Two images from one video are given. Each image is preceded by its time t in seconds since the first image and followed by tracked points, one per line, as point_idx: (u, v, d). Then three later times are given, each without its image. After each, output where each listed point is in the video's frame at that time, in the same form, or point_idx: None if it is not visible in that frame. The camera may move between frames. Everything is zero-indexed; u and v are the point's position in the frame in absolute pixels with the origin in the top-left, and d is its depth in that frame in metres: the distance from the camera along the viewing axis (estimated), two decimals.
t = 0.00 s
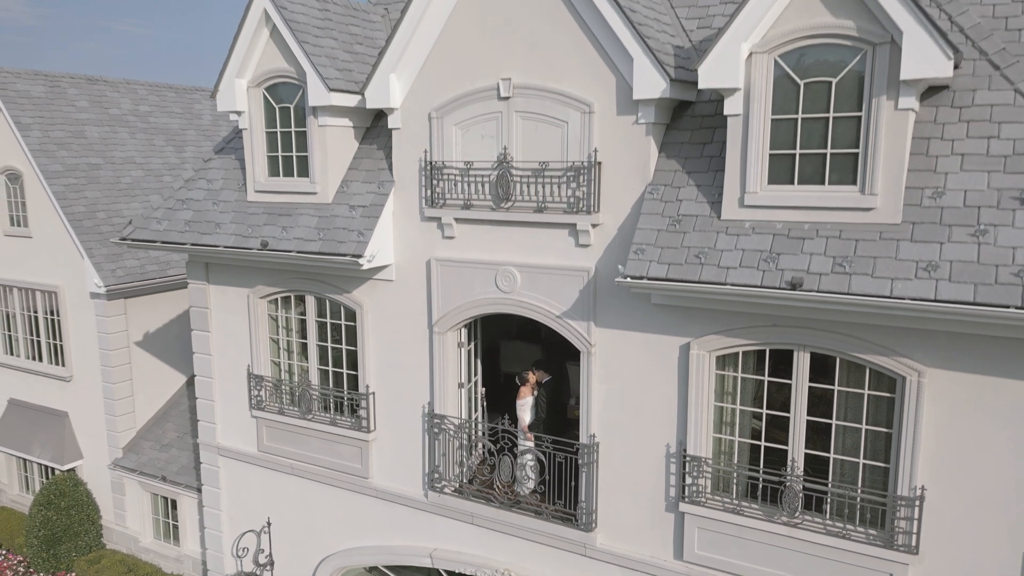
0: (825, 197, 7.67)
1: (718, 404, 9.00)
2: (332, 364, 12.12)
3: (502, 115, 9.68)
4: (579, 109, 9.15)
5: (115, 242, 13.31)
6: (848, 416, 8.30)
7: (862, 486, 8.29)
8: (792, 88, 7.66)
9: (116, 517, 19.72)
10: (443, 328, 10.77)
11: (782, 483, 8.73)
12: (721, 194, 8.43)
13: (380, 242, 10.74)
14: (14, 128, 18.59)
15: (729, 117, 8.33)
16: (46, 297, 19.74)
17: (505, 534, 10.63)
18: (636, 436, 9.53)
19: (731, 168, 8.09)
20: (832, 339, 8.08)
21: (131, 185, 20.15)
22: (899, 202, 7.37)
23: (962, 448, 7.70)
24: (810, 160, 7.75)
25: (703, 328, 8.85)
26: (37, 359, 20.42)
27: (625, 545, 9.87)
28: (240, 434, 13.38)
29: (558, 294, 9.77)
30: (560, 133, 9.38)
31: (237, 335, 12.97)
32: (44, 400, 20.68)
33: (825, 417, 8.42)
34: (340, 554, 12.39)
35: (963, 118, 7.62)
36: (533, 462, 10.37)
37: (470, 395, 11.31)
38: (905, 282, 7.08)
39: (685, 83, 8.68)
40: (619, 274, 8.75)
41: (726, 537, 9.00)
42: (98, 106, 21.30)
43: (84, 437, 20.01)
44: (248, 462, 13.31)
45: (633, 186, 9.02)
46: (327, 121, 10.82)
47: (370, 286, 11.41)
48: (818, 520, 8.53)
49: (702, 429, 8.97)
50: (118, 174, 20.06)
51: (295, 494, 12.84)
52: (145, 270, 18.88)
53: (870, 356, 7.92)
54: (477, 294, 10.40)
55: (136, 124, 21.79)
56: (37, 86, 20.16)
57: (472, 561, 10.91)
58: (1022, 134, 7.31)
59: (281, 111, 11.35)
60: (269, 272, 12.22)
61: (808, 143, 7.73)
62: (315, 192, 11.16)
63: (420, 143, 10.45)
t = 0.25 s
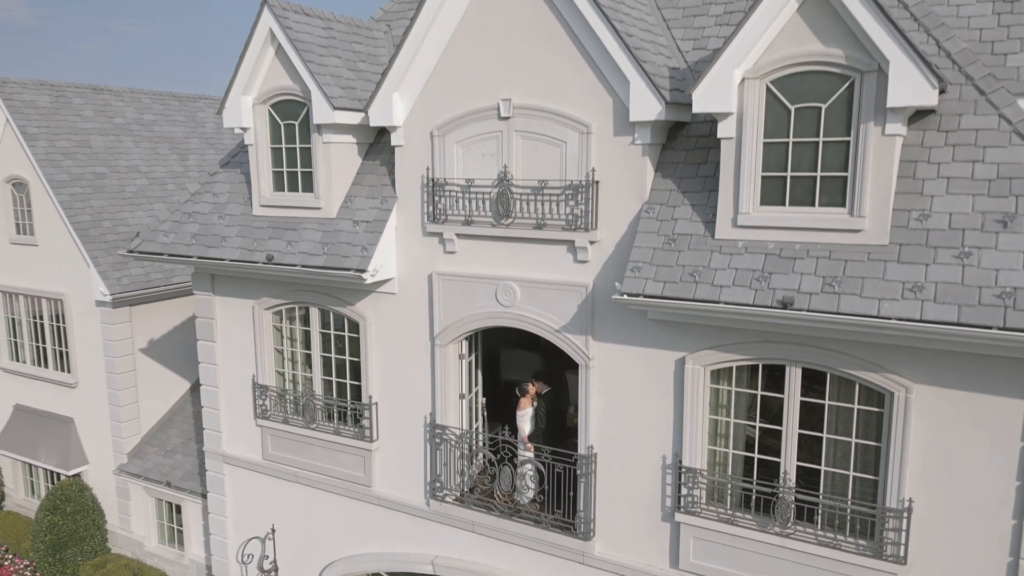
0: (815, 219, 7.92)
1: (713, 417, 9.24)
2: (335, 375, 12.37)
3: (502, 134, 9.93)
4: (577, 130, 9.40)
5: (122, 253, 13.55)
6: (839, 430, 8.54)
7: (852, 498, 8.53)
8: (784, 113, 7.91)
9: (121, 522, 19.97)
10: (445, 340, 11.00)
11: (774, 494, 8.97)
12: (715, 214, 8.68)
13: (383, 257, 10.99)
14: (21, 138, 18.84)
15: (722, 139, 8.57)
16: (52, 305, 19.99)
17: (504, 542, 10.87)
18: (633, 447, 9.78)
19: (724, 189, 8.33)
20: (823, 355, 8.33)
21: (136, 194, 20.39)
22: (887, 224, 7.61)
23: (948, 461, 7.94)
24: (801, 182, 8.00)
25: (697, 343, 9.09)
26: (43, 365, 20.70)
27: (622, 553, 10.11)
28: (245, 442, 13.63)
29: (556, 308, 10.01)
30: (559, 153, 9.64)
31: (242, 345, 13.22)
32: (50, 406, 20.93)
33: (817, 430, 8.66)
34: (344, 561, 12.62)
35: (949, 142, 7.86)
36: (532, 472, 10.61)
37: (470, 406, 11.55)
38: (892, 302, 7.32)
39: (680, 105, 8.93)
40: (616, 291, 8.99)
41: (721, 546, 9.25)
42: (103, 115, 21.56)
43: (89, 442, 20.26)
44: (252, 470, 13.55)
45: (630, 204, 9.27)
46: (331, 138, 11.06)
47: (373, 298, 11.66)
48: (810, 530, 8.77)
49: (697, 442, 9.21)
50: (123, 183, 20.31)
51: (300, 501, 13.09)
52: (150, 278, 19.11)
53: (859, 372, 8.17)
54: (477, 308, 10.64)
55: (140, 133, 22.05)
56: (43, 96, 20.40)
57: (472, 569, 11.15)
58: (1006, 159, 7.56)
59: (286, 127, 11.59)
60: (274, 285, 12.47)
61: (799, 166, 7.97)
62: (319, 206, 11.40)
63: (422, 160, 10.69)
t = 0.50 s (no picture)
0: (805, 238, 8.16)
1: (708, 430, 9.49)
2: (338, 385, 12.62)
3: (502, 152, 10.17)
4: (575, 149, 9.65)
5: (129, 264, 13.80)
6: (830, 442, 8.78)
7: (843, 509, 8.77)
8: (776, 136, 8.15)
9: (125, 527, 20.22)
10: (446, 352, 11.24)
11: (767, 504, 9.21)
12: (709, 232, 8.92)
13: (386, 270, 11.23)
14: (27, 148, 19.10)
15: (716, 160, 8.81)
16: (58, 312, 20.26)
17: (504, 549, 11.12)
18: (630, 458, 10.02)
19: (718, 209, 8.57)
20: (814, 370, 8.56)
21: (140, 202, 20.63)
22: (875, 245, 7.85)
23: (936, 474, 8.18)
24: (792, 203, 8.24)
25: (693, 357, 9.33)
26: (49, 371, 20.97)
27: (620, 561, 10.34)
28: (250, 450, 13.88)
29: (556, 322, 10.25)
30: (558, 171, 9.89)
31: (247, 355, 13.46)
32: (55, 411, 21.19)
33: (808, 443, 8.90)
34: (347, 568, 12.84)
35: (937, 164, 8.10)
36: (532, 481, 10.86)
37: (471, 416, 11.79)
38: (879, 321, 7.57)
39: (675, 126, 9.17)
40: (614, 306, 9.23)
41: (715, 555, 9.49)
42: (108, 124, 21.83)
43: (94, 447, 20.51)
44: (257, 477, 13.79)
45: (627, 222, 9.51)
46: (335, 154, 11.30)
47: (376, 310, 11.90)
48: (802, 540, 9.02)
49: (693, 453, 9.46)
50: (127, 192, 20.56)
51: (304, 509, 13.33)
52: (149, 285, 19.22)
53: (849, 387, 8.41)
54: (478, 321, 10.88)
55: (144, 142, 22.31)
56: (49, 106, 20.66)
57: None
58: (991, 181, 7.79)
59: (291, 143, 11.84)
60: (279, 296, 12.71)
61: (791, 187, 8.21)
62: (323, 221, 11.64)
63: (424, 176, 10.94)
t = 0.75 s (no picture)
0: (797, 256, 8.41)
1: (703, 440, 9.73)
2: (342, 393, 12.86)
3: (503, 168, 10.42)
4: (574, 166, 9.90)
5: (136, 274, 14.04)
6: (821, 453, 9.03)
7: (834, 518, 9.01)
8: (768, 157, 8.40)
9: (130, 530, 20.46)
10: (447, 362, 11.48)
11: (761, 513, 9.45)
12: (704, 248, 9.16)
13: (389, 282, 11.47)
14: (33, 156, 19.35)
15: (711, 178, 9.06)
16: (63, 318, 20.50)
17: (505, 555, 11.36)
18: (628, 467, 10.26)
19: (713, 227, 8.82)
20: (806, 384, 8.81)
21: (145, 209, 20.88)
22: (864, 263, 8.10)
23: (924, 485, 8.42)
24: (784, 222, 8.49)
25: (688, 369, 9.58)
26: (54, 376, 21.22)
27: (617, 568, 10.58)
28: (254, 456, 14.12)
29: (555, 334, 10.49)
30: (557, 187, 10.13)
31: (252, 364, 13.70)
32: (61, 416, 21.45)
33: (800, 453, 9.15)
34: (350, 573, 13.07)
35: (924, 184, 8.35)
36: (531, 489, 11.11)
37: (472, 424, 12.03)
38: (868, 337, 7.81)
39: (671, 145, 9.42)
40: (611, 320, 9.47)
41: (710, 562, 9.73)
42: (112, 132, 22.09)
43: (99, 452, 20.75)
44: (262, 484, 14.04)
45: (624, 238, 9.75)
46: (339, 169, 11.54)
47: (379, 321, 12.14)
48: (794, 548, 9.25)
49: (688, 463, 9.70)
50: (132, 199, 20.80)
51: (308, 514, 13.57)
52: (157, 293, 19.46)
53: (840, 399, 8.65)
54: (479, 332, 11.12)
55: (149, 149, 22.57)
56: (54, 114, 20.91)
57: None
58: (977, 201, 8.03)
59: (295, 157, 12.09)
60: (284, 306, 12.96)
61: (783, 207, 8.46)
62: (327, 233, 11.89)
63: (426, 190, 11.19)
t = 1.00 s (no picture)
0: (788, 272, 8.66)
1: (699, 449, 9.98)
2: (345, 400, 13.11)
3: (503, 182, 10.67)
4: (572, 181, 10.14)
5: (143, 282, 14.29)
6: (813, 462, 9.28)
7: (826, 525, 9.25)
8: (761, 175, 8.65)
9: (135, 532, 20.73)
10: (448, 371, 11.72)
11: (755, 520, 9.69)
12: (699, 263, 9.40)
13: (391, 292, 11.72)
14: (39, 163, 19.60)
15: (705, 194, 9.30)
16: (69, 323, 20.76)
17: (505, 560, 11.61)
18: (625, 474, 10.51)
19: (707, 243, 9.07)
20: (798, 395, 9.05)
21: (149, 215, 21.12)
22: (854, 278, 8.34)
23: (912, 493, 8.67)
24: (777, 238, 8.73)
25: (684, 380, 9.83)
26: (60, 380, 21.49)
27: (615, 572, 10.83)
28: (259, 461, 14.38)
29: (554, 345, 10.73)
30: (556, 201, 10.37)
31: (257, 371, 13.95)
32: (66, 419, 21.71)
33: (793, 462, 9.39)
34: None
35: (913, 202, 8.59)
36: (531, 495, 11.36)
37: (473, 431, 12.27)
38: (858, 351, 8.05)
39: (667, 161, 9.66)
40: (609, 332, 9.71)
41: (705, 568, 9.98)
42: (117, 138, 22.34)
43: (104, 454, 21.01)
44: (266, 488, 14.30)
45: (621, 251, 9.99)
46: (343, 182, 11.77)
47: (381, 330, 12.38)
48: (787, 554, 9.50)
49: (684, 471, 9.95)
50: (137, 205, 21.05)
51: (312, 518, 13.83)
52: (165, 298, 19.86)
53: (831, 410, 8.90)
54: (479, 342, 11.36)
55: (153, 155, 22.83)
56: (60, 121, 21.15)
57: None
58: (964, 219, 8.27)
59: (300, 169, 12.33)
60: (288, 315, 13.21)
61: (775, 223, 8.70)
62: (331, 245, 12.13)
63: (428, 203, 11.43)
